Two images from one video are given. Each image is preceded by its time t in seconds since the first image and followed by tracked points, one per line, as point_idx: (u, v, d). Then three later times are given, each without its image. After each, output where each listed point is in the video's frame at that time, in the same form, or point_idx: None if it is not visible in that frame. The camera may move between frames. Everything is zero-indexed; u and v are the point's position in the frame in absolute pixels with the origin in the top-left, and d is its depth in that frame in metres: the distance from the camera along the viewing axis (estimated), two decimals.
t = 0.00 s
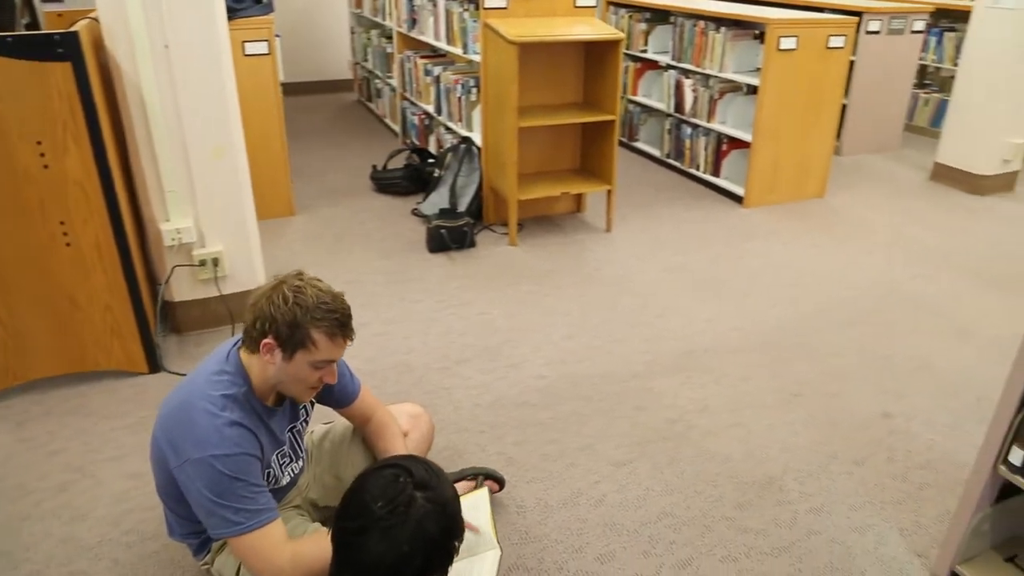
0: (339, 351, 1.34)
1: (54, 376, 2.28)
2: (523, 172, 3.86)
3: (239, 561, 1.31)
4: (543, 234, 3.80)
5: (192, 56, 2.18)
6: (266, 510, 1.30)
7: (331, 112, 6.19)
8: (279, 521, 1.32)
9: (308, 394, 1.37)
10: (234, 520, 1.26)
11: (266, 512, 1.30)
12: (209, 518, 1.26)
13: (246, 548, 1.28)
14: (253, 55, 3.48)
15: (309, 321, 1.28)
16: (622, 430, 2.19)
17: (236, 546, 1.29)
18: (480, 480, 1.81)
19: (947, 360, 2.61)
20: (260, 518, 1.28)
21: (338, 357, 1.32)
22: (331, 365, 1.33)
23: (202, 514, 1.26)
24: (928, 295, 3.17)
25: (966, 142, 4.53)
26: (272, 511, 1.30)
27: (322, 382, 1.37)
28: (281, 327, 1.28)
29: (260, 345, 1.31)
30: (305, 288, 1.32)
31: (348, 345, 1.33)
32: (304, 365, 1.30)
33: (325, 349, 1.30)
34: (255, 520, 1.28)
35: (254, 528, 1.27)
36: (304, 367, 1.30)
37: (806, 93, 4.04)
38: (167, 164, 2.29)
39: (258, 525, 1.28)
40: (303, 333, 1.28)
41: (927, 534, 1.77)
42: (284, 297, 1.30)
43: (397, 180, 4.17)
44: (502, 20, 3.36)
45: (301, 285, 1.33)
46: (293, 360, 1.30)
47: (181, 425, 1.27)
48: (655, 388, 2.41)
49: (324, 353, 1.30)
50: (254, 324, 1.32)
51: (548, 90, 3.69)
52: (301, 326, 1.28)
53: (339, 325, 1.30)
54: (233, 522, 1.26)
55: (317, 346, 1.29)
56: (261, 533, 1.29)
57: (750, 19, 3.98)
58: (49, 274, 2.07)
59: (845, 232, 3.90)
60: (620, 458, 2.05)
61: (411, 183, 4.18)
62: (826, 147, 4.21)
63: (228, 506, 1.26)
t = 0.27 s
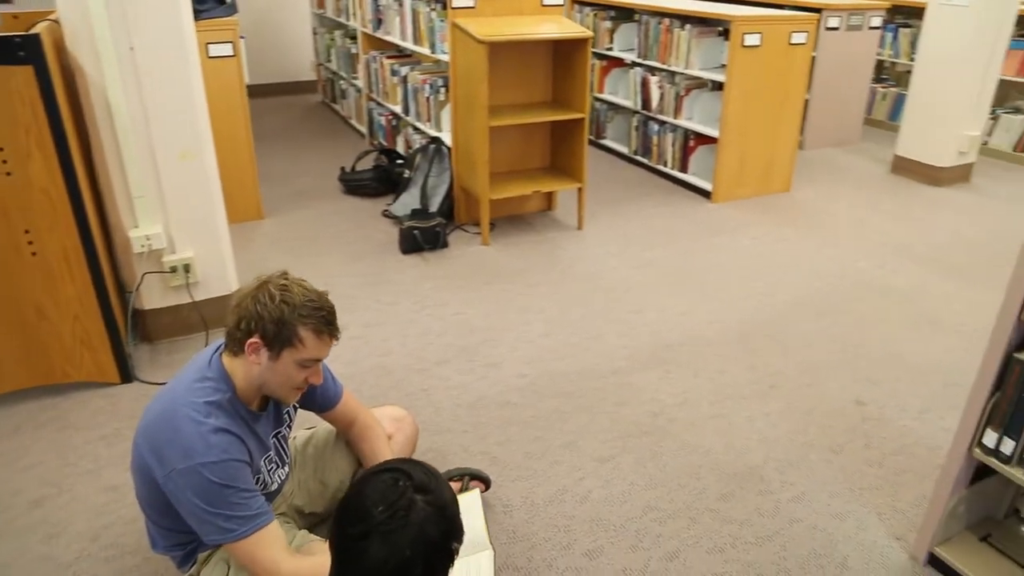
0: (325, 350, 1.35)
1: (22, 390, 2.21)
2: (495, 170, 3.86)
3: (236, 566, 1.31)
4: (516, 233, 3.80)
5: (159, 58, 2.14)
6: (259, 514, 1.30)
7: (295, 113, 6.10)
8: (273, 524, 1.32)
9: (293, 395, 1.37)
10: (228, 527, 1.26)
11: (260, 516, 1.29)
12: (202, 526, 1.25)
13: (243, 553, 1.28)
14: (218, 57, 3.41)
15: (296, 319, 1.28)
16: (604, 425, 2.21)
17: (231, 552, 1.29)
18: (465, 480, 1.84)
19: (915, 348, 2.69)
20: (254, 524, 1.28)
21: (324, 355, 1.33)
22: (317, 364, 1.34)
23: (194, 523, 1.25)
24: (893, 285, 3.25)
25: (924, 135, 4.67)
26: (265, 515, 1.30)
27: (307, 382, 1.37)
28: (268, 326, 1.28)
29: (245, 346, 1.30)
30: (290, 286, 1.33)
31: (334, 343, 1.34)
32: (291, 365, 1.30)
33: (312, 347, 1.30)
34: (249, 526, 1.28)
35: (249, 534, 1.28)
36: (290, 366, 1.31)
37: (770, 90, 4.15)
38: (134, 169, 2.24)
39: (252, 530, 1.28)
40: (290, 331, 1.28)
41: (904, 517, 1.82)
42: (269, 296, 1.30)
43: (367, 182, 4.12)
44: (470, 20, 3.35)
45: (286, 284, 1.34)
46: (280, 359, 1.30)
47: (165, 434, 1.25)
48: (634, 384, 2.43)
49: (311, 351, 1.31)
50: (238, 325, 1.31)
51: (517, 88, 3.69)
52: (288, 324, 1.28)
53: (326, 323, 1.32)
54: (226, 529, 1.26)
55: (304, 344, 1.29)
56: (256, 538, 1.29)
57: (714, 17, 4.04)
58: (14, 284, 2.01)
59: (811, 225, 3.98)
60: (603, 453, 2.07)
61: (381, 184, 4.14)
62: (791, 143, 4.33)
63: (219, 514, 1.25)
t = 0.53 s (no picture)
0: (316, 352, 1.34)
1: None
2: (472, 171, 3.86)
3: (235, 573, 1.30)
4: (493, 232, 3.81)
5: (132, 61, 2.11)
6: (257, 520, 1.29)
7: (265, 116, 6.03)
8: (271, 530, 1.31)
9: (284, 398, 1.35)
10: (225, 534, 1.25)
11: (257, 522, 1.29)
12: (198, 535, 1.24)
13: (242, 559, 1.27)
14: (188, 59, 3.37)
15: (287, 322, 1.27)
16: (590, 422, 2.22)
17: (230, 559, 1.28)
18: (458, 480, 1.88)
19: (889, 338, 2.75)
20: (252, 530, 1.27)
21: (316, 357, 1.32)
22: (309, 367, 1.32)
23: (190, 532, 1.24)
24: (866, 276, 3.32)
25: (890, 130, 4.78)
26: (263, 521, 1.29)
27: (299, 386, 1.35)
28: (258, 330, 1.26)
29: (235, 350, 1.28)
30: (279, 290, 1.31)
31: (325, 345, 1.33)
32: (283, 368, 1.29)
33: (304, 349, 1.29)
34: (247, 532, 1.27)
35: (247, 540, 1.27)
36: (282, 370, 1.29)
37: (741, 86, 4.22)
38: (108, 174, 2.20)
39: (250, 537, 1.27)
40: (281, 334, 1.27)
41: (888, 502, 1.86)
42: (259, 300, 1.28)
43: (342, 184, 4.09)
44: (444, 20, 3.34)
45: (275, 288, 1.32)
46: (271, 363, 1.28)
47: (157, 443, 1.23)
48: (619, 379, 2.45)
49: (303, 354, 1.29)
50: (227, 330, 1.30)
51: (492, 88, 3.70)
52: (279, 327, 1.26)
53: (317, 325, 1.30)
54: (224, 536, 1.25)
55: (296, 347, 1.28)
56: (254, 544, 1.28)
57: (685, 15, 4.09)
58: None
59: (783, 219, 4.05)
60: (591, 449, 2.09)
61: (356, 187, 4.11)
62: (762, 138, 4.42)
63: (216, 521, 1.24)
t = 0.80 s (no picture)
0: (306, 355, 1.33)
1: None
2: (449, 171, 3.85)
3: None
4: (472, 232, 3.81)
5: (105, 64, 2.08)
6: (250, 527, 1.28)
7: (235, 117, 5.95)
8: (264, 536, 1.30)
9: (274, 402, 1.34)
10: (219, 542, 1.24)
11: (250, 529, 1.28)
12: (191, 544, 1.22)
13: (237, 567, 1.26)
14: (158, 61, 3.32)
15: (277, 325, 1.26)
16: (576, 419, 2.23)
17: (224, 567, 1.27)
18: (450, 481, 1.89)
19: (865, 330, 2.80)
20: (245, 537, 1.27)
21: (306, 361, 1.31)
22: (299, 370, 1.31)
23: (182, 541, 1.22)
24: (840, 269, 3.38)
25: (859, 125, 4.87)
26: (256, 528, 1.28)
27: (289, 389, 1.34)
28: (248, 334, 1.25)
29: (225, 355, 1.27)
30: (268, 293, 1.30)
31: (315, 347, 1.32)
32: (274, 372, 1.28)
33: (294, 352, 1.28)
34: (241, 539, 1.26)
35: (241, 548, 1.26)
36: (272, 374, 1.28)
37: (714, 83, 4.28)
38: (82, 179, 2.16)
39: (243, 544, 1.26)
40: (271, 338, 1.25)
41: (870, 491, 1.90)
42: (248, 304, 1.27)
43: (318, 186, 4.05)
44: (419, 19, 3.33)
45: (263, 291, 1.31)
46: (262, 367, 1.27)
47: (146, 452, 1.21)
48: (603, 376, 2.47)
49: (293, 357, 1.28)
50: (216, 334, 1.28)
51: (468, 88, 3.69)
52: (268, 331, 1.25)
53: (307, 328, 1.29)
54: (218, 544, 1.24)
55: (286, 350, 1.27)
56: (248, 551, 1.27)
57: (659, 13, 4.13)
58: None
59: (758, 215, 4.11)
60: (578, 447, 2.10)
61: (332, 189, 4.07)
62: (734, 135, 4.48)
63: (209, 530, 1.22)
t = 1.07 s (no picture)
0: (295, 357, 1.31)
1: None
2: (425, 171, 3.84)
3: None
4: (450, 232, 3.80)
5: (78, 67, 2.06)
6: (242, 532, 1.27)
7: (205, 119, 5.86)
8: (257, 541, 1.29)
9: (263, 406, 1.32)
10: (211, 547, 1.22)
11: (243, 534, 1.26)
12: (183, 551, 1.21)
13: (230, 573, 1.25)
14: (129, 63, 3.27)
15: (266, 328, 1.25)
16: (561, 417, 2.24)
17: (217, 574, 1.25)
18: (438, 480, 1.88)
19: (841, 322, 2.86)
20: (238, 541, 1.25)
21: (295, 363, 1.30)
22: (289, 373, 1.30)
23: (174, 549, 1.21)
24: (814, 263, 3.44)
25: (828, 122, 4.96)
26: (248, 533, 1.27)
27: (278, 393, 1.33)
28: (236, 337, 1.24)
29: (212, 360, 1.25)
30: (255, 296, 1.29)
31: (304, 349, 1.31)
32: (263, 375, 1.27)
33: (283, 355, 1.27)
34: (234, 545, 1.25)
35: (234, 553, 1.24)
36: (262, 377, 1.27)
37: (687, 81, 4.32)
38: (56, 184, 2.13)
39: (237, 549, 1.25)
40: (260, 341, 1.24)
41: (852, 480, 1.94)
42: (235, 307, 1.26)
43: (293, 188, 4.01)
44: (395, 19, 3.31)
45: (250, 294, 1.29)
46: (251, 371, 1.26)
47: (135, 460, 1.20)
48: (586, 373, 2.48)
49: (283, 360, 1.27)
50: (203, 339, 1.27)
51: (444, 87, 3.68)
52: (257, 334, 1.24)
53: (295, 330, 1.28)
54: (210, 550, 1.22)
55: (275, 353, 1.26)
56: (242, 557, 1.26)
57: (632, 12, 4.16)
58: None
59: (732, 211, 4.16)
60: (564, 444, 2.11)
61: (307, 191, 4.04)
62: (708, 132, 4.53)
63: (201, 535, 1.21)
